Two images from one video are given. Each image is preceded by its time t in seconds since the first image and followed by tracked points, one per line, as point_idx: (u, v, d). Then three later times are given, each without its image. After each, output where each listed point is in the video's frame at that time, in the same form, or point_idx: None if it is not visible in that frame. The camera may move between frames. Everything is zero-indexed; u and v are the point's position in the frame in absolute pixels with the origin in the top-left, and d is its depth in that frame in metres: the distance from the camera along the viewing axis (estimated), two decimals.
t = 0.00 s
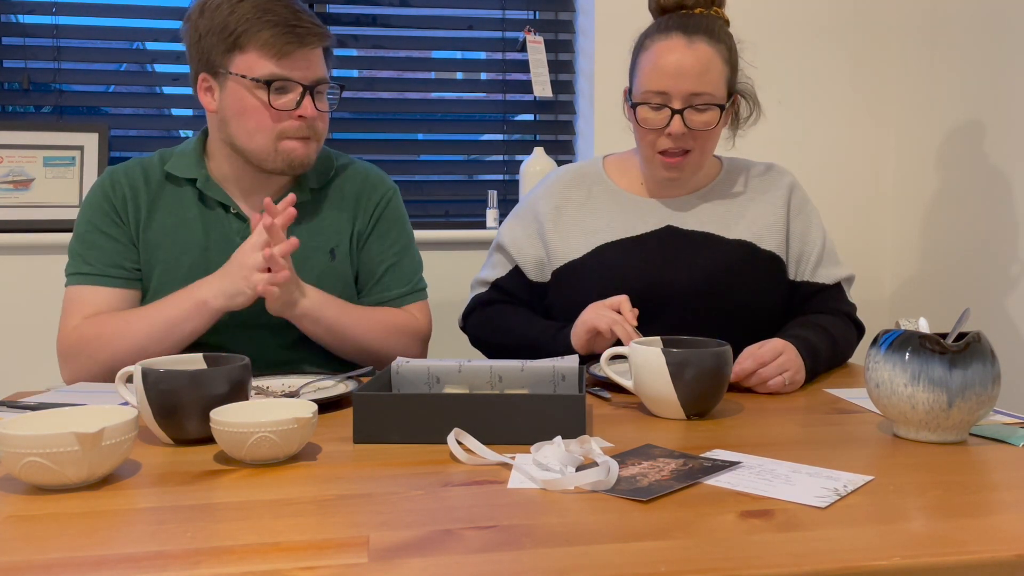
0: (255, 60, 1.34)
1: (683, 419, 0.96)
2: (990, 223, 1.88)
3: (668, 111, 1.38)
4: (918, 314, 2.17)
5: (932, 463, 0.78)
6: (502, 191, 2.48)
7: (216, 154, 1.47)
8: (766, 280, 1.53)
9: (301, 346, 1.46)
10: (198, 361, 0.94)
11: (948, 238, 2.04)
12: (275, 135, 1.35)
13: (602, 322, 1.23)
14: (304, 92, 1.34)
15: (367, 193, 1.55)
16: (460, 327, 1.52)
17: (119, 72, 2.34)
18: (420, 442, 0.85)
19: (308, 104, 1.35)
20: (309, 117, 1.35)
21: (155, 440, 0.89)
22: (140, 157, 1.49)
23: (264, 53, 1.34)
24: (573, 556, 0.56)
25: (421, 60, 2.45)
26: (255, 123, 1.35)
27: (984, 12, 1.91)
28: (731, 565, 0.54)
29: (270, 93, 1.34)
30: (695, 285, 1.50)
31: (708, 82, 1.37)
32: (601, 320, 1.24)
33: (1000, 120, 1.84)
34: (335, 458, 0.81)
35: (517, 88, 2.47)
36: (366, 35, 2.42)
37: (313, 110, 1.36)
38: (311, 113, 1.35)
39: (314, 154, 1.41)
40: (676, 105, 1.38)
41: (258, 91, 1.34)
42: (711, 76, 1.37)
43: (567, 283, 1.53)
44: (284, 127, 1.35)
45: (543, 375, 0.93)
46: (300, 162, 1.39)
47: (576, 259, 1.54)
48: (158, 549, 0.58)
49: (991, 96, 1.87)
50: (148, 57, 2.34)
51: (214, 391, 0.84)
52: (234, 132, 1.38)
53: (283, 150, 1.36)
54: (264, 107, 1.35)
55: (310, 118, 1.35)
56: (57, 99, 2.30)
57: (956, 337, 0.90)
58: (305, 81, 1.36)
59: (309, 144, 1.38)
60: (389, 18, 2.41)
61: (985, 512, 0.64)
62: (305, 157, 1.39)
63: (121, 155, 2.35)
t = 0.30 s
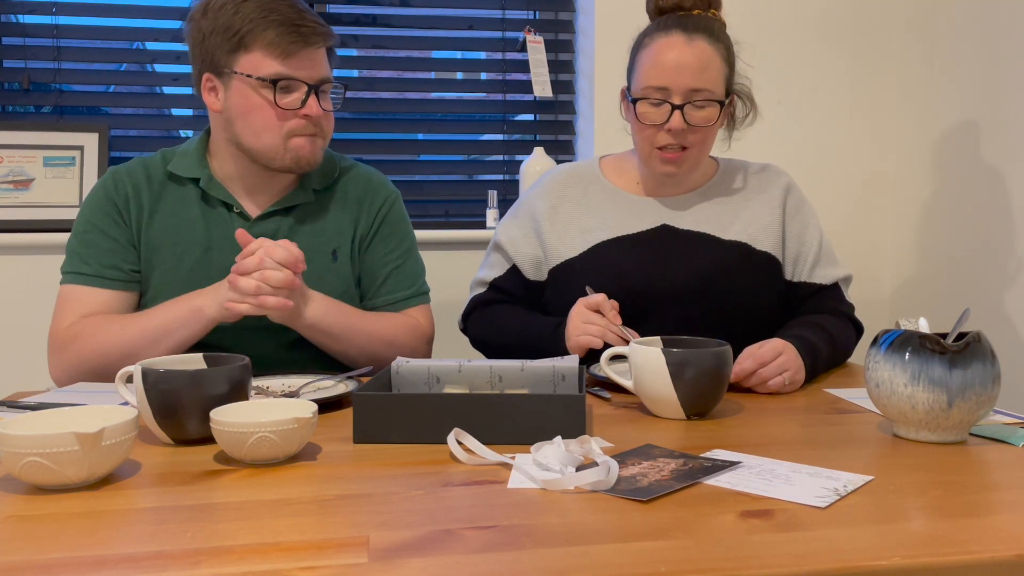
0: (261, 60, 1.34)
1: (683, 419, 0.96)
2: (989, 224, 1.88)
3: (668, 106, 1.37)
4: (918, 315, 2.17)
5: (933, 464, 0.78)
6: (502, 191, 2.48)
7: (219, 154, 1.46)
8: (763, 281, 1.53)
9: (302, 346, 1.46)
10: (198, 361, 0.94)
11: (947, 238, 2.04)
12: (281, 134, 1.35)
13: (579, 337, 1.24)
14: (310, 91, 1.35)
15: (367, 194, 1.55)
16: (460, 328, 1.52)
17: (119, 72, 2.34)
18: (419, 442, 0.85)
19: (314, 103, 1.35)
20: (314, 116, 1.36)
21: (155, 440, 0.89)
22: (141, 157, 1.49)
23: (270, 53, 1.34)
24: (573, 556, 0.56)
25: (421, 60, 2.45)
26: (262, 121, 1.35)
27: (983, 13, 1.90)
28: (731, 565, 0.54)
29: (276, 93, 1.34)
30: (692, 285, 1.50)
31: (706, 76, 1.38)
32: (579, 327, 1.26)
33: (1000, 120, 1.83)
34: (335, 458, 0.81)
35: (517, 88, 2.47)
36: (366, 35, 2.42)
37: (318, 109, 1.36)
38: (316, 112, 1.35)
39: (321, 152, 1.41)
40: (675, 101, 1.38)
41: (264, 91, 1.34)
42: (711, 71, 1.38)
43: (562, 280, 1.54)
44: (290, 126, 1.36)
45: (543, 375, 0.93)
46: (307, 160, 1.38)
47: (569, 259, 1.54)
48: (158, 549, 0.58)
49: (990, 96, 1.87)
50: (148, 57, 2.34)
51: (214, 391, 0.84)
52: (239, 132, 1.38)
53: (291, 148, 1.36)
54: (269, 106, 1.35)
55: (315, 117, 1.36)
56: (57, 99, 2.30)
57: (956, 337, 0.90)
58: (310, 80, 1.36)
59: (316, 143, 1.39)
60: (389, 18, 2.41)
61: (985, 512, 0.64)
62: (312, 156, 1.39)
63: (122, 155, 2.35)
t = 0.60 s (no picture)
0: (263, 63, 1.34)
1: (683, 419, 0.96)
2: (988, 224, 1.88)
3: (673, 90, 1.38)
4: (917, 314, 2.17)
5: (933, 464, 0.78)
6: (502, 191, 2.48)
7: (219, 154, 1.46)
8: (761, 282, 1.53)
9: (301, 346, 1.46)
10: (198, 361, 0.94)
11: (946, 238, 2.04)
12: (281, 137, 1.35)
13: (565, 348, 1.26)
14: (311, 94, 1.35)
15: (366, 195, 1.55)
16: (460, 334, 1.53)
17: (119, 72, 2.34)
18: (419, 442, 0.85)
19: (314, 106, 1.35)
20: (314, 119, 1.36)
21: (155, 440, 0.88)
22: (139, 159, 1.48)
23: (272, 55, 1.34)
24: (573, 556, 0.56)
25: (421, 60, 2.45)
26: (263, 123, 1.35)
27: (983, 13, 1.90)
28: (731, 565, 0.54)
29: (277, 96, 1.34)
30: (688, 287, 1.50)
31: (710, 65, 1.38)
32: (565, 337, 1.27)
33: (1000, 119, 1.84)
34: (335, 458, 0.81)
35: (517, 88, 2.47)
36: (366, 35, 2.42)
37: (319, 112, 1.36)
38: (317, 116, 1.35)
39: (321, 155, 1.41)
40: (679, 86, 1.38)
41: (265, 93, 1.34)
42: (715, 62, 1.38)
43: (559, 281, 1.54)
44: (291, 129, 1.36)
45: (544, 375, 0.93)
46: (307, 162, 1.39)
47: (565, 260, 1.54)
48: (158, 549, 0.58)
49: (990, 96, 1.87)
50: (148, 57, 2.34)
51: (214, 391, 0.84)
52: (240, 134, 1.38)
53: (291, 151, 1.36)
54: (270, 109, 1.35)
55: (316, 121, 1.36)
56: (57, 99, 2.30)
57: (956, 337, 0.89)
58: (311, 83, 1.36)
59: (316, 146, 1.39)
60: (389, 18, 2.41)
61: (985, 513, 0.64)
62: (312, 158, 1.39)
63: (122, 155, 2.35)
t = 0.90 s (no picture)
0: (264, 68, 1.34)
1: (683, 419, 0.96)
2: (988, 224, 1.88)
3: (667, 102, 1.37)
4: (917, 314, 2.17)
5: (933, 464, 0.78)
6: (502, 191, 2.48)
7: (219, 157, 1.47)
8: (760, 282, 1.53)
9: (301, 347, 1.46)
10: (198, 361, 0.94)
11: (946, 239, 2.04)
12: (283, 139, 1.36)
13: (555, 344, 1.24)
14: (314, 98, 1.34)
15: (367, 197, 1.55)
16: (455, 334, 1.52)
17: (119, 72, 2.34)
18: (419, 442, 0.85)
19: (316, 110, 1.35)
20: (316, 123, 1.35)
21: (155, 440, 0.89)
22: (138, 161, 1.49)
23: (273, 59, 1.34)
24: (573, 556, 0.56)
25: (422, 60, 2.45)
26: (264, 127, 1.35)
27: (983, 13, 1.90)
28: (731, 565, 0.54)
29: (279, 100, 1.34)
30: (689, 287, 1.50)
31: (704, 75, 1.37)
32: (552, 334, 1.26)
33: (1000, 120, 1.84)
34: (335, 458, 0.81)
35: (517, 88, 2.47)
36: (366, 35, 2.42)
37: (320, 116, 1.36)
38: (319, 120, 1.35)
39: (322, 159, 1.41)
40: (673, 97, 1.38)
41: (267, 97, 1.34)
42: (708, 71, 1.38)
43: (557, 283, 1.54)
44: (292, 133, 1.36)
45: (543, 375, 0.93)
46: (308, 165, 1.39)
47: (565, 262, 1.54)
48: (158, 549, 0.58)
49: (990, 96, 1.87)
50: (148, 57, 2.34)
51: (214, 391, 0.84)
52: (241, 137, 1.38)
53: (292, 154, 1.36)
54: (272, 112, 1.35)
55: (318, 125, 1.35)
56: (57, 99, 2.30)
57: (956, 337, 0.89)
58: (313, 87, 1.36)
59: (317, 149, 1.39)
60: (389, 18, 2.41)
61: (985, 512, 0.64)
62: (312, 162, 1.39)
63: (121, 155, 2.35)
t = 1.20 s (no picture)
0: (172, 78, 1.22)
1: (683, 419, 0.96)
2: (988, 224, 1.89)
3: (667, 115, 1.38)
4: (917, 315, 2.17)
5: (932, 464, 0.78)
6: (502, 191, 2.48)
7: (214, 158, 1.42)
8: (760, 281, 1.53)
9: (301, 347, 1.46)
10: (198, 361, 0.94)
11: (947, 239, 2.04)
12: (192, 153, 1.26)
13: (569, 333, 1.24)
14: (211, 113, 1.21)
15: (367, 200, 1.51)
16: (455, 333, 1.52)
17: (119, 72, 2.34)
18: (419, 442, 0.85)
19: (216, 125, 1.22)
20: (216, 139, 1.23)
21: (155, 440, 0.89)
22: (140, 163, 1.49)
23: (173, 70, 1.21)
24: (573, 556, 0.56)
25: (422, 60, 2.45)
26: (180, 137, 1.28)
27: (982, 14, 1.91)
28: (731, 565, 0.54)
29: (182, 114, 1.24)
30: (688, 286, 1.50)
31: (705, 86, 1.37)
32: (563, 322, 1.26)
33: (1000, 120, 1.84)
34: (335, 458, 0.81)
35: (518, 88, 2.47)
36: (366, 35, 2.42)
37: (221, 132, 1.23)
38: (218, 136, 1.22)
39: (242, 173, 1.28)
40: (674, 109, 1.38)
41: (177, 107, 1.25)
42: (708, 82, 1.37)
43: (556, 282, 1.54)
44: (198, 147, 1.25)
45: (544, 375, 0.93)
46: (223, 180, 1.28)
47: (565, 261, 1.54)
48: (158, 549, 0.58)
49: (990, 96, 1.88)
50: (148, 57, 2.34)
51: (214, 391, 0.84)
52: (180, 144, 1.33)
53: (203, 168, 1.27)
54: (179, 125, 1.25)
55: (219, 141, 1.23)
56: (57, 99, 2.30)
57: (956, 337, 0.89)
58: (215, 100, 1.22)
59: (228, 165, 1.26)
60: (389, 18, 2.41)
61: (985, 512, 0.64)
62: (228, 176, 1.28)
63: (121, 155, 2.35)
